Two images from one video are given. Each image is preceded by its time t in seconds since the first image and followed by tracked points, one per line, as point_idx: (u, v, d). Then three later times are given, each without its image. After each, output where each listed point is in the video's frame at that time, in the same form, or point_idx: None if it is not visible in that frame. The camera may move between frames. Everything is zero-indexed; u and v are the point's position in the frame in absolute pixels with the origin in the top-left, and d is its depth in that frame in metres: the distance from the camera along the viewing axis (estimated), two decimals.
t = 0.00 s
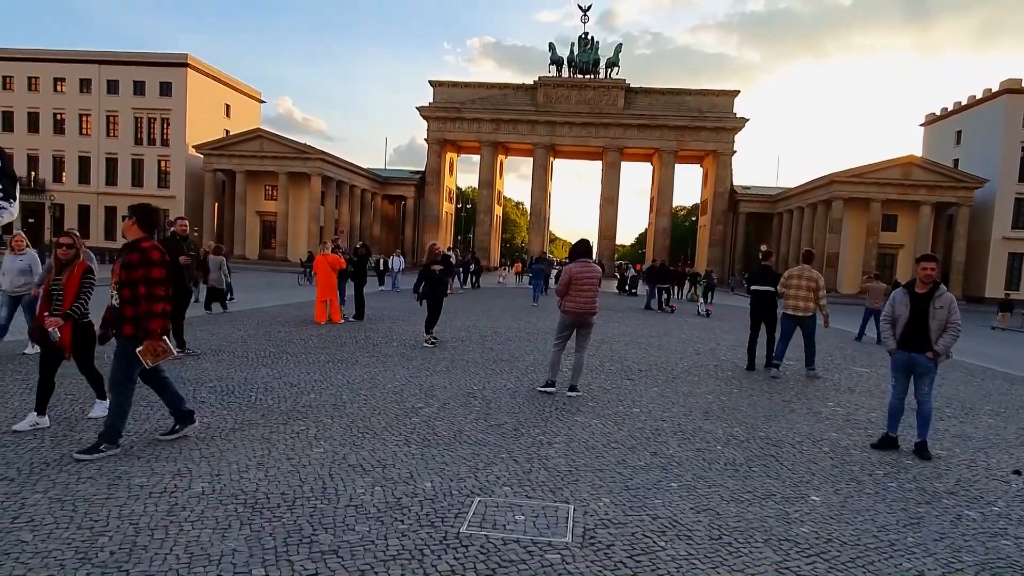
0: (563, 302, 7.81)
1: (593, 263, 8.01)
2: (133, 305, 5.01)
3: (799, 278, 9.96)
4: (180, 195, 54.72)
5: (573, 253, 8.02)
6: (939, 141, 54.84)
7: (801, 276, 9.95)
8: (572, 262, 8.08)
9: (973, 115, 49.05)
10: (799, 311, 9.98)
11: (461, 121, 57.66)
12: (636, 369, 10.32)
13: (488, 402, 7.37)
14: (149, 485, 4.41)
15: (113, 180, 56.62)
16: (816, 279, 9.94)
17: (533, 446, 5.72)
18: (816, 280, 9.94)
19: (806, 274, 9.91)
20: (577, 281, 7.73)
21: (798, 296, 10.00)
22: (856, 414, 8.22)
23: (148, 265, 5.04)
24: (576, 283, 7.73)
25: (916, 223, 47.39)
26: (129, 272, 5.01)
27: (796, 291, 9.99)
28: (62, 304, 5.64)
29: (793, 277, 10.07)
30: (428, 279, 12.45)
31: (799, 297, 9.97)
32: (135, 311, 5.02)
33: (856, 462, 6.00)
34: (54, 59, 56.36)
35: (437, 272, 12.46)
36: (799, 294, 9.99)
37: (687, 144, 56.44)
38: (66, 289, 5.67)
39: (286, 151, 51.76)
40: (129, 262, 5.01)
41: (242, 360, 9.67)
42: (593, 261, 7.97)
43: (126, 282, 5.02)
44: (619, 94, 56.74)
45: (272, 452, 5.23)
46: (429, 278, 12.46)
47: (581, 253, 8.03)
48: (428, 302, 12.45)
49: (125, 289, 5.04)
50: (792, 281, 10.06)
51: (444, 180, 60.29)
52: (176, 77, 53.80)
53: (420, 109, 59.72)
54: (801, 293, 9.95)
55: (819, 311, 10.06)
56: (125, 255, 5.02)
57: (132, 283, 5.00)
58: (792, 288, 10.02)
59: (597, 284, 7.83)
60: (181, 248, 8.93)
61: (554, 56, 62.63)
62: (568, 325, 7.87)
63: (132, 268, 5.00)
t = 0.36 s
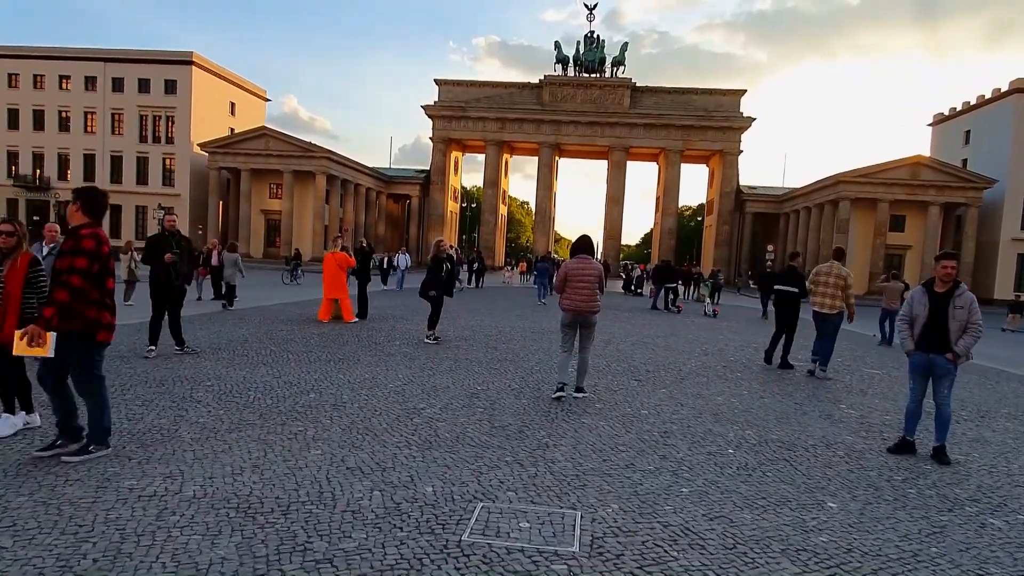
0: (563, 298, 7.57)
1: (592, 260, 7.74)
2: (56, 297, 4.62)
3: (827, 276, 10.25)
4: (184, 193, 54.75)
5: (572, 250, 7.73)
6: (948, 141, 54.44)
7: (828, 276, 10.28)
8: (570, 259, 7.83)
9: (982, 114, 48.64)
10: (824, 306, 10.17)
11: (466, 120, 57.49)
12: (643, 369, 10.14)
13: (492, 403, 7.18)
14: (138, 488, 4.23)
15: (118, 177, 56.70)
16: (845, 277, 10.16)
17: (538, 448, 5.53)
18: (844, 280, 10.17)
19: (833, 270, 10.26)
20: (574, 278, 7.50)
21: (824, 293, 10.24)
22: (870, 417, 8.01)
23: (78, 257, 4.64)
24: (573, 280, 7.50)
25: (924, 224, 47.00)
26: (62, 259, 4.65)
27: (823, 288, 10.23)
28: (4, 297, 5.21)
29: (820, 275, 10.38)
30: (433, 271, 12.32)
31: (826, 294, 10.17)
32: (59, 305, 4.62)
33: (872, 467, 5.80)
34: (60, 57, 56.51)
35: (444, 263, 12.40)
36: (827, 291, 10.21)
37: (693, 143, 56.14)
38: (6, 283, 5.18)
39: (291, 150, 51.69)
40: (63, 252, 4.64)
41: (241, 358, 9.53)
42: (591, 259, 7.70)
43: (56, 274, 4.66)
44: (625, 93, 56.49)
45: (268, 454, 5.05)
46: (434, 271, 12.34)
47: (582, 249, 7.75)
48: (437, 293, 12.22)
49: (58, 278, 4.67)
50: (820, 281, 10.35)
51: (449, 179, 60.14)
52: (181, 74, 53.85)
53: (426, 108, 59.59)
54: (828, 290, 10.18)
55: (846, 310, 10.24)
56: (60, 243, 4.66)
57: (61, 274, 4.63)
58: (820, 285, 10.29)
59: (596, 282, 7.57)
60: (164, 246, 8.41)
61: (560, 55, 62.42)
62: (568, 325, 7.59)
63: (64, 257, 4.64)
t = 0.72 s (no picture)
0: (554, 301, 7.10)
1: (587, 260, 7.28)
2: None
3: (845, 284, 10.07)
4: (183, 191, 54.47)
5: (565, 250, 7.37)
6: (950, 141, 54.20)
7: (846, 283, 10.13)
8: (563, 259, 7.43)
9: (985, 114, 48.38)
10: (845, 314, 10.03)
11: (466, 118, 57.22)
12: (646, 373, 9.91)
13: (491, 408, 6.96)
14: (118, 501, 4.01)
15: (116, 175, 56.41)
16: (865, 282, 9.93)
17: (538, 458, 5.31)
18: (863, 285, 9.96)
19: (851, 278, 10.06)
20: (564, 280, 7.09)
21: (844, 299, 10.09)
22: (880, 424, 7.80)
23: None
24: (563, 282, 7.09)
25: (926, 224, 46.78)
26: None
27: (843, 295, 10.08)
28: None
29: (838, 282, 10.18)
30: (429, 271, 12.09)
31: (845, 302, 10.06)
32: None
33: (886, 478, 5.59)
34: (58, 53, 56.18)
35: (440, 263, 12.16)
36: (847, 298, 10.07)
37: (695, 143, 55.87)
38: None
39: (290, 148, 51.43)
40: None
41: (235, 361, 9.31)
42: (585, 259, 7.26)
43: None
44: (626, 91, 56.23)
45: (256, 464, 4.83)
46: (431, 272, 12.11)
47: (574, 249, 7.36)
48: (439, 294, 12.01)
49: None
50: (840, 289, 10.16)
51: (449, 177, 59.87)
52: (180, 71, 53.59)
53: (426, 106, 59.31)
54: (849, 297, 10.02)
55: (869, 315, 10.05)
56: None
57: None
58: (839, 292, 10.12)
59: (589, 285, 7.09)
60: (136, 242, 7.95)
61: (561, 53, 62.15)
62: (559, 329, 7.16)
63: None
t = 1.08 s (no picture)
0: (549, 303, 6.92)
1: (583, 261, 7.10)
2: None
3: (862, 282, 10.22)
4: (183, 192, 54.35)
5: (561, 249, 7.16)
6: (953, 140, 53.96)
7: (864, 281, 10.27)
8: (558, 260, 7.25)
9: (988, 113, 48.14)
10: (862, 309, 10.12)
11: (467, 118, 57.05)
12: (648, 376, 9.72)
13: (489, 413, 6.76)
14: (95, 514, 3.83)
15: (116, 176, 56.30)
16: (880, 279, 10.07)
17: (537, 466, 5.11)
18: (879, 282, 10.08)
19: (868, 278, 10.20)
20: (559, 282, 6.90)
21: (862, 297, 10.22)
22: (888, 428, 7.60)
23: None
24: (558, 284, 6.91)
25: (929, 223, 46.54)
26: None
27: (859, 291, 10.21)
28: None
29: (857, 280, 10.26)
30: (426, 270, 11.90)
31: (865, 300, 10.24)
32: None
33: (897, 486, 5.40)
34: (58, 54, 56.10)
35: (438, 262, 11.93)
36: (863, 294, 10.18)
37: (696, 142, 55.65)
38: None
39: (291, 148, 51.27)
40: None
41: (229, 364, 9.15)
42: (581, 260, 7.07)
43: None
44: (628, 91, 56.03)
45: (244, 473, 4.64)
46: (427, 271, 11.91)
47: (570, 249, 7.15)
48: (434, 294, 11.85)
49: None
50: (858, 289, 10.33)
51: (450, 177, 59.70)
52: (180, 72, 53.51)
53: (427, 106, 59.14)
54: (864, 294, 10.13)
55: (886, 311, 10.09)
56: None
57: None
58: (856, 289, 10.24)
59: (585, 286, 6.92)
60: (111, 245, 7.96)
61: (562, 53, 61.97)
62: (553, 332, 6.96)
63: None
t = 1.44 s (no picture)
0: (550, 308, 6.70)
1: (584, 263, 6.86)
2: None
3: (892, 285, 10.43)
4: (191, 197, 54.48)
5: (562, 251, 6.91)
6: (964, 138, 53.31)
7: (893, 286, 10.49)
8: (558, 263, 7.01)
9: (1000, 111, 47.49)
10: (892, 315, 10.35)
11: (474, 121, 56.93)
12: (655, 381, 9.44)
13: (488, 421, 6.52)
14: (65, 534, 3.63)
15: (125, 182, 56.51)
16: (911, 286, 10.33)
17: (537, 478, 4.87)
18: (909, 289, 10.35)
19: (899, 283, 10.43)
20: (560, 287, 6.67)
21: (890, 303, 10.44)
22: (905, 434, 7.28)
23: None
24: (559, 289, 6.68)
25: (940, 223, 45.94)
26: None
27: (890, 297, 10.43)
28: None
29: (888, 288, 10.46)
30: (426, 273, 11.74)
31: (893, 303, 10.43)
32: None
33: (917, 498, 5.10)
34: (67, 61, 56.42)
35: (438, 265, 11.77)
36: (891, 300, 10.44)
37: (704, 143, 55.23)
38: None
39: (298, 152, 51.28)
40: None
41: (226, 372, 8.93)
42: (582, 263, 6.83)
43: None
44: (635, 93, 55.74)
45: (228, 488, 4.43)
46: (428, 274, 11.76)
47: (571, 251, 6.90)
48: (433, 298, 11.66)
49: None
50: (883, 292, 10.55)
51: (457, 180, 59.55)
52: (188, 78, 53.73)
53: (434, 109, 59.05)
54: (895, 300, 10.37)
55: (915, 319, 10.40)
56: None
57: None
58: (884, 295, 10.49)
59: (587, 291, 6.67)
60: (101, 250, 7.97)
61: (570, 55, 61.78)
62: (554, 337, 6.73)
63: None
